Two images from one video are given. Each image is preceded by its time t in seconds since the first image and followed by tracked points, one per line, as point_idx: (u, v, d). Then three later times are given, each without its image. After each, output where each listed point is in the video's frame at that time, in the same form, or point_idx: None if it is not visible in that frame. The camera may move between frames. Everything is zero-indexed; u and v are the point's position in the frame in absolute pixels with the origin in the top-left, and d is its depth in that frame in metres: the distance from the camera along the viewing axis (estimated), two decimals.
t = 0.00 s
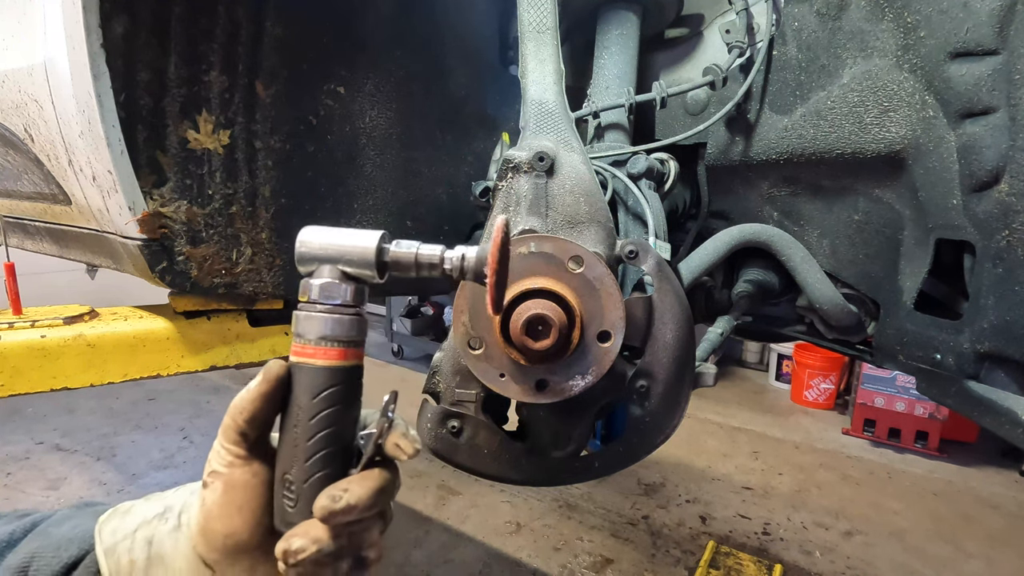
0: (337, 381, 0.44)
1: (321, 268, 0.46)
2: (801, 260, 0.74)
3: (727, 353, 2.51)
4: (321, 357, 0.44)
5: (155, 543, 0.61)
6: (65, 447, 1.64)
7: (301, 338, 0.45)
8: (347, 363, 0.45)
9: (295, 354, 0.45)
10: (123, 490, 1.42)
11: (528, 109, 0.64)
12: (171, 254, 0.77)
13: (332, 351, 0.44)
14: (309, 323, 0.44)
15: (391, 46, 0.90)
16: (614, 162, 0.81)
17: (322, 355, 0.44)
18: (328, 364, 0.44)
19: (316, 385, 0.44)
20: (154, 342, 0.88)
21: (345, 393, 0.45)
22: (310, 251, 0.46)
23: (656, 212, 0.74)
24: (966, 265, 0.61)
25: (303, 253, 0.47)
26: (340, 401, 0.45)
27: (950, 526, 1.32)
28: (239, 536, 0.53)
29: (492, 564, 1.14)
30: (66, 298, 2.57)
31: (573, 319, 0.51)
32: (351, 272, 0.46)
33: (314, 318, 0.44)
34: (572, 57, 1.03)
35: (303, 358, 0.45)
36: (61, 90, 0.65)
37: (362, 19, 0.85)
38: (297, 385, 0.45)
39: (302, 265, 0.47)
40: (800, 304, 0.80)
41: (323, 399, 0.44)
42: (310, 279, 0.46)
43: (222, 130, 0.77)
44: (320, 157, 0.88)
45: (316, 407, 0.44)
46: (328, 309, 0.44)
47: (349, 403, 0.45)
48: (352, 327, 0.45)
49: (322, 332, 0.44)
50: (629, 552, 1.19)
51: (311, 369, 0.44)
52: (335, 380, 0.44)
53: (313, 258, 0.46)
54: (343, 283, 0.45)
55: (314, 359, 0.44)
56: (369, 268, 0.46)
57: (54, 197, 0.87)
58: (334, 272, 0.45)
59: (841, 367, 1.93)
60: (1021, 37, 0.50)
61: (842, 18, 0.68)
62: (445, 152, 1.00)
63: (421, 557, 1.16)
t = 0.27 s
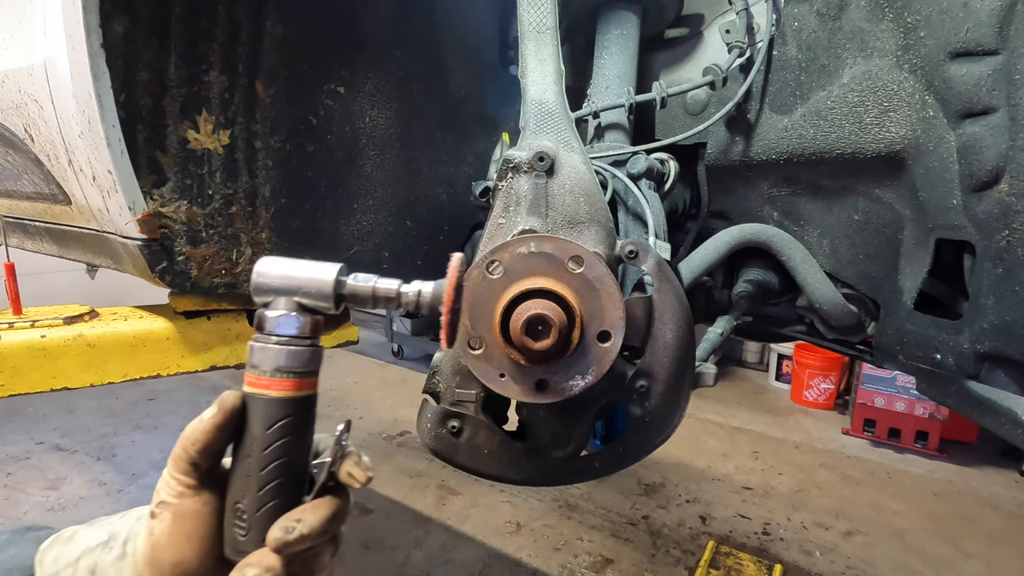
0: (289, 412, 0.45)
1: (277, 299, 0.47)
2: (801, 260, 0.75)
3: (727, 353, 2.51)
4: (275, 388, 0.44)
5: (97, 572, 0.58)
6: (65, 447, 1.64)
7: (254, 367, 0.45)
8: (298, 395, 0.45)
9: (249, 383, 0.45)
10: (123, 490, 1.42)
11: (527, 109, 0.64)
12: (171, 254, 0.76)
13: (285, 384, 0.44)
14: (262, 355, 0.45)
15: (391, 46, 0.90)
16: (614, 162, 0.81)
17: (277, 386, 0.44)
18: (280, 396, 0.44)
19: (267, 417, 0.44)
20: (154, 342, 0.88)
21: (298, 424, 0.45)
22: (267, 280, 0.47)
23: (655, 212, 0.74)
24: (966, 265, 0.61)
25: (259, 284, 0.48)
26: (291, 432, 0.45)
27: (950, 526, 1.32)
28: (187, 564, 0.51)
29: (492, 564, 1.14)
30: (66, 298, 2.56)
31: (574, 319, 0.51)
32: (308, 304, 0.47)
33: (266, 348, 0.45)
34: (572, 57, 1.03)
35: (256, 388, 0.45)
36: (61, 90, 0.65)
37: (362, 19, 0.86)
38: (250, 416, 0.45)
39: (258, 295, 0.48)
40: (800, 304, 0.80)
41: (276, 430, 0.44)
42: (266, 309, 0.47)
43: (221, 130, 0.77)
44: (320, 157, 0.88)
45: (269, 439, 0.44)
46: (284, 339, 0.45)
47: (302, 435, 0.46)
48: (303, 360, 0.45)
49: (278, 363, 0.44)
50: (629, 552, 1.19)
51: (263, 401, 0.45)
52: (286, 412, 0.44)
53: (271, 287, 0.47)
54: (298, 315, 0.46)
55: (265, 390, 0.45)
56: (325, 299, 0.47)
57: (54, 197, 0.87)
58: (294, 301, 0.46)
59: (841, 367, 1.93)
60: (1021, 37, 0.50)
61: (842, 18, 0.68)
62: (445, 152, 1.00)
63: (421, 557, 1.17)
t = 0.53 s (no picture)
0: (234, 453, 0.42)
1: (241, 347, 0.39)
2: (801, 260, 0.75)
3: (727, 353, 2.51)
4: (222, 428, 0.40)
5: None
6: (65, 447, 1.64)
7: (206, 402, 0.40)
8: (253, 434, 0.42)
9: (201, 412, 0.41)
10: (123, 490, 1.42)
11: (527, 109, 0.64)
12: (171, 254, 0.77)
13: (236, 424, 0.40)
14: (224, 401, 0.40)
15: (392, 46, 0.90)
16: (614, 162, 0.81)
17: (227, 426, 0.40)
18: (227, 435, 0.41)
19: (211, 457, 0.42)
20: (154, 342, 0.88)
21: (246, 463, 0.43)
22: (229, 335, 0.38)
23: (656, 212, 0.74)
24: (966, 265, 0.61)
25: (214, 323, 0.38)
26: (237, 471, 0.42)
27: (949, 526, 1.32)
28: None
29: (492, 564, 1.14)
30: (66, 298, 2.57)
31: (574, 319, 0.51)
32: (279, 340, 0.41)
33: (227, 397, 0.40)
34: (572, 57, 1.03)
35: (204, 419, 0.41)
36: (61, 90, 0.65)
37: (362, 19, 0.85)
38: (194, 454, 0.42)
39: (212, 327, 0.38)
40: (800, 304, 0.80)
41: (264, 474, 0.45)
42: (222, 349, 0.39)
43: (222, 130, 0.77)
44: (320, 157, 0.88)
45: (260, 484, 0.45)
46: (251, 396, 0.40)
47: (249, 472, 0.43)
48: (259, 402, 0.40)
49: (235, 402, 0.40)
50: (629, 552, 1.19)
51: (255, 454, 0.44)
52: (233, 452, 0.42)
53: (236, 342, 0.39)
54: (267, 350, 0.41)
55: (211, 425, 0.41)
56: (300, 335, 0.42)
57: (54, 197, 0.87)
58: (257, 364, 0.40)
59: (841, 367, 1.93)
60: (1020, 37, 0.50)
61: (842, 19, 0.68)
62: (445, 152, 1.00)
63: (421, 557, 1.17)
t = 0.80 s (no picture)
0: None
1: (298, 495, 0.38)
2: (801, 260, 0.75)
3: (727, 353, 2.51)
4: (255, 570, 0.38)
5: None
6: (65, 447, 1.64)
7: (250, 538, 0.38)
8: None
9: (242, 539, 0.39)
10: (123, 490, 1.42)
11: (527, 109, 0.64)
12: (171, 254, 0.78)
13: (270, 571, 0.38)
14: (263, 546, 0.37)
15: (392, 46, 0.90)
16: (614, 162, 0.81)
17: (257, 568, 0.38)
18: None
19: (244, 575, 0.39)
20: (154, 342, 0.88)
21: None
22: (311, 490, 0.36)
23: (656, 212, 0.74)
24: (966, 265, 0.61)
25: (293, 467, 0.36)
26: None
27: (950, 526, 1.32)
28: None
29: (492, 564, 1.14)
30: (66, 298, 2.56)
31: (574, 319, 0.51)
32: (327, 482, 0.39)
33: (265, 543, 0.37)
34: (572, 57, 1.03)
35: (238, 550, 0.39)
36: (61, 90, 0.66)
37: (362, 19, 0.85)
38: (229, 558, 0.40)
39: (287, 472, 0.36)
40: (800, 304, 0.80)
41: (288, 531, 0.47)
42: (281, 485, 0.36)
43: (222, 130, 0.77)
44: (320, 157, 0.88)
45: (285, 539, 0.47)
46: (283, 546, 0.37)
47: None
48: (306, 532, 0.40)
49: (272, 551, 0.37)
50: (629, 552, 1.19)
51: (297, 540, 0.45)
52: None
53: (306, 494, 0.36)
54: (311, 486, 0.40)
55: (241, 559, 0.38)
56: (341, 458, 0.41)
57: (54, 197, 0.87)
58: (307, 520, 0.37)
59: (841, 367, 1.93)
60: (1021, 37, 0.50)
61: (842, 18, 0.68)
62: (445, 151, 1.00)
63: (421, 557, 1.17)
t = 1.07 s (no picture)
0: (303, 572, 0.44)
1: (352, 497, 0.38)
2: (801, 260, 0.75)
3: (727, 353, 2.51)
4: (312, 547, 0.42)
5: None
6: (65, 447, 1.64)
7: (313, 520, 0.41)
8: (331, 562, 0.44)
9: (303, 518, 0.43)
10: (123, 490, 1.42)
11: (527, 109, 0.64)
12: (172, 254, 0.78)
13: (326, 552, 0.42)
14: (326, 532, 0.41)
15: (392, 46, 0.90)
16: (614, 162, 0.81)
17: (316, 549, 0.42)
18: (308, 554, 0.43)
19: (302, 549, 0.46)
20: (154, 342, 0.88)
21: None
22: (369, 508, 0.37)
23: (656, 212, 0.74)
24: (967, 265, 0.61)
25: (354, 487, 0.37)
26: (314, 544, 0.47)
27: (950, 526, 1.31)
28: None
29: (492, 564, 1.14)
30: (66, 298, 2.56)
31: (573, 319, 0.51)
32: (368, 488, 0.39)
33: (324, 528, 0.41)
34: (572, 57, 1.03)
35: (297, 527, 0.43)
36: (61, 90, 0.66)
37: (362, 19, 0.85)
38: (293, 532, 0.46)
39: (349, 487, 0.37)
40: (800, 304, 0.80)
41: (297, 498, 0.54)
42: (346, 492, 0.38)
43: (222, 130, 0.77)
44: (320, 157, 0.87)
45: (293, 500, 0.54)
46: (336, 535, 0.41)
47: None
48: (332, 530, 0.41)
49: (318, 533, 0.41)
50: (629, 552, 1.19)
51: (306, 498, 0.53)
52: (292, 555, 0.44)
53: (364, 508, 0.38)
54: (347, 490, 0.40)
55: (302, 540, 0.43)
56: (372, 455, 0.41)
57: (54, 197, 0.87)
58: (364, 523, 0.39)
59: (841, 367, 1.93)
60: (1020, 37, 0.50)
61: (842, 19, 0.68)
62: (445, 151, 1.00)
63: (421, 557, 1.17)
